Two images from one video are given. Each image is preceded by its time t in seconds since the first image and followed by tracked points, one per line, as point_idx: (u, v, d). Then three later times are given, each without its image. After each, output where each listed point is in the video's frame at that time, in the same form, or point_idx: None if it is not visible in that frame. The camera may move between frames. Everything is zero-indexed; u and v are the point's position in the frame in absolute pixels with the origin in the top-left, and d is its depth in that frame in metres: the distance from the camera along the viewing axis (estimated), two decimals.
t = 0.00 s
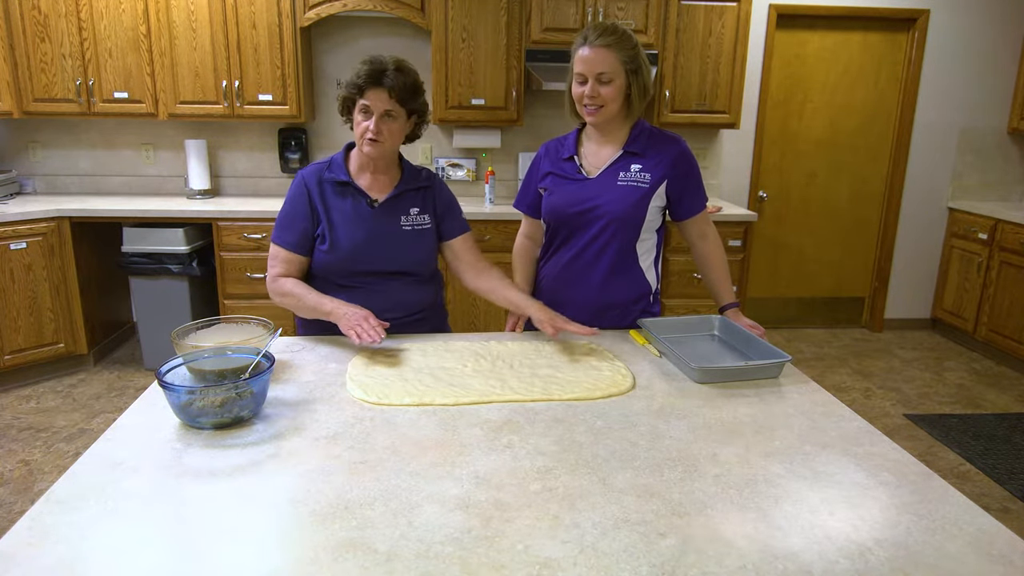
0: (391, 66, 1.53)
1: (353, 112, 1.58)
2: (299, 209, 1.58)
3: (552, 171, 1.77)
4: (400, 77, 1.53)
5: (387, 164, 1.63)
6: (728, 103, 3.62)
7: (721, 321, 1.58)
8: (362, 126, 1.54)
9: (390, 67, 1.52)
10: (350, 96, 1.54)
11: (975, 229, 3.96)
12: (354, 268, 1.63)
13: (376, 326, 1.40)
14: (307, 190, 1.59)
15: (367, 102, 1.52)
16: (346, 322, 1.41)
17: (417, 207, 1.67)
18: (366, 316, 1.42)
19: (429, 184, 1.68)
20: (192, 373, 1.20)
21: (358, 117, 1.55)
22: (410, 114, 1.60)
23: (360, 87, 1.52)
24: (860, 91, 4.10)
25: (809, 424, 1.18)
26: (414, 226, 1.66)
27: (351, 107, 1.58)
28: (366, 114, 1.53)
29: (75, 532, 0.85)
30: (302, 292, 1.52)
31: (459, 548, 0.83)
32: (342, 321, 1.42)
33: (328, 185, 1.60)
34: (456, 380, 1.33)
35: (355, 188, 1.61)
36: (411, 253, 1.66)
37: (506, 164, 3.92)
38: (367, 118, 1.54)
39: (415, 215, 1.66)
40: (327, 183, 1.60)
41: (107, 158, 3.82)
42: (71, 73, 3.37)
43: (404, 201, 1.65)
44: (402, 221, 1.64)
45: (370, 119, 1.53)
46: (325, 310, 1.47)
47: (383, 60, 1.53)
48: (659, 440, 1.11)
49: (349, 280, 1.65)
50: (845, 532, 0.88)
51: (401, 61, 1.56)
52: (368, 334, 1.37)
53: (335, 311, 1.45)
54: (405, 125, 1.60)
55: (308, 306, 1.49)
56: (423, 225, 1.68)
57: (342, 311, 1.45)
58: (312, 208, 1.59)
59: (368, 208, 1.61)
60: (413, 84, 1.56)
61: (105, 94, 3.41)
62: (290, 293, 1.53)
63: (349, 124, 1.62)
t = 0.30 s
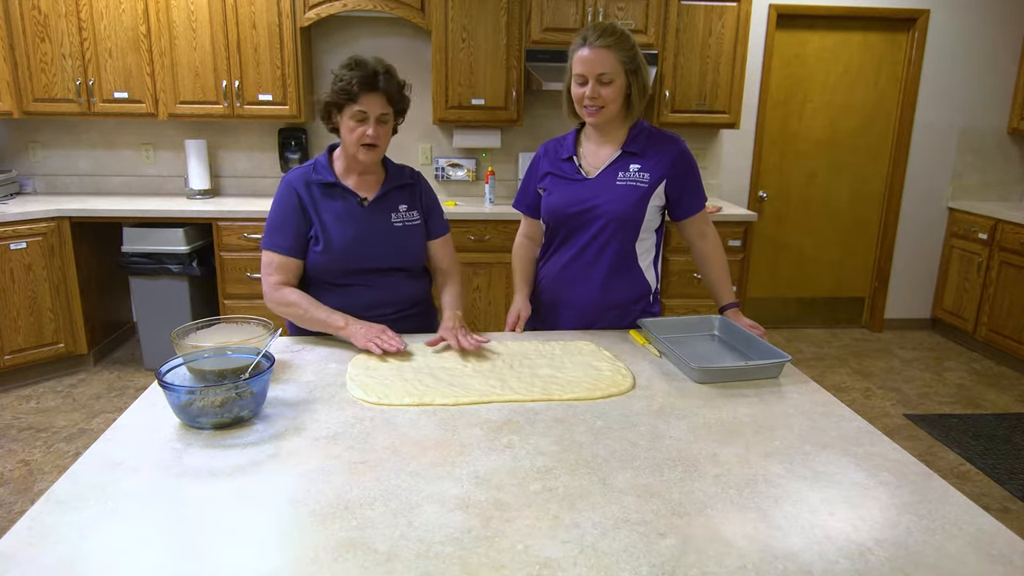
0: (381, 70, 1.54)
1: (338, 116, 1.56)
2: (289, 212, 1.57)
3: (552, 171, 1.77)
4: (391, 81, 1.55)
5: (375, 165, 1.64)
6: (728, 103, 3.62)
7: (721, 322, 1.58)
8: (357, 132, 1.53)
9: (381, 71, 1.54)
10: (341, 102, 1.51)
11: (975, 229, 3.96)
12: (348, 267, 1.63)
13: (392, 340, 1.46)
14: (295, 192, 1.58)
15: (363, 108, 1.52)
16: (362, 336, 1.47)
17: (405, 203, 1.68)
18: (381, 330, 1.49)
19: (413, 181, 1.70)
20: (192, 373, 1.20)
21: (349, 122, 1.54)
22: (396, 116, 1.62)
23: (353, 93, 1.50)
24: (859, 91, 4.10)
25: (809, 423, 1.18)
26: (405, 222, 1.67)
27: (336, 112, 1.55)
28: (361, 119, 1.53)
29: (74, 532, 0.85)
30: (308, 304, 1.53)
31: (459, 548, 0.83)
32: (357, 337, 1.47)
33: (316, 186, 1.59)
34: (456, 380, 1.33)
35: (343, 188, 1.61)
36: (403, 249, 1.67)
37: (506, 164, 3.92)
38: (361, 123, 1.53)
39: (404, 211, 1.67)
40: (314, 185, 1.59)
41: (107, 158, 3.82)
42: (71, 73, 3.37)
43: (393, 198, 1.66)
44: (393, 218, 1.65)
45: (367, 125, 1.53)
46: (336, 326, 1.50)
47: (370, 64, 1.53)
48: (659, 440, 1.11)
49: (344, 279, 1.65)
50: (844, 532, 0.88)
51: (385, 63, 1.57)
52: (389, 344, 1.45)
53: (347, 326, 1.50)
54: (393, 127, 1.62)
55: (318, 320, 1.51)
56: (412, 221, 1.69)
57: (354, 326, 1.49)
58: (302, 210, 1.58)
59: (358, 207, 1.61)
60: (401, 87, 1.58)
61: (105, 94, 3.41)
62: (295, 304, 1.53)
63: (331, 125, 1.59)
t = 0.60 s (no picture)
0: (377, 70, 1.55)
1: (334, 116, 1.55)
2: (284, 213, 1.57)
3: (550, 170, 1.77)
4: (387, 81, 1.56)
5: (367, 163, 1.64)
6: (728, 103, 3.62)
7: (721, 322, 1.58)
8: (358, 132, 1.53)
9: (378, 71, 1.55)
10: (341, 102, 1.51)
11: (975, 229, 3.96)
12: (346, 266, 1.63)
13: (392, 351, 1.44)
14: (288, 192, 1.58)
15: (364, 108, 1.52)
16: (363, 346, 1.45)
17: (399, 200, 1.68)
18: (384, 341, 1.47)
19: (404, 177, 1.70)
20: (192, 373, 1.20)
21: (348, 122, 1.53)
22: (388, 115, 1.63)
23: (354, 93, 1.50)
24: (859, 91, 4.10)
25: (809, 424, 1.18)
26: (399, 219, 1.67)
27: (331, 112, 1.54)
28: (362, 119, 1.53)
29: (74, 533, 0.85)
30: (309, 308, 1.52)
31: (459, 548, 0.83)
32: (358, 346, 1.45)
33: (308, 187, 1.59)
34: (456, 380, 1.33)
35: (336, 188, 1.61)
36: (399, 245, 1.68)
37: (505, 164, 3.92)
38: (362, 123, 1.53)
39: (398, 208, 1.68)
40: (307, 186, 1.59)
41: (107, 158, 3.81)
42: (71, 73, 3.37)
43: (386, 196, 1.66)
44: (387, 215, 1.65)
45: (368, 124, 1.53)
46: (338, 331, 1.49)
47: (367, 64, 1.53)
48: (659, 440, 1.11)
49: (341, 277, 1.65)
50: (844, 532, 0.88)
51: (377, 63, 1.58)
52: (390, 355, 1.43)
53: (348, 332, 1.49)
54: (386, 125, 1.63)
55: (321, 325, 1.50)
56: (406, 217, 1.69)
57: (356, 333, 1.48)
58: (297, 210, 1.58)
59: (351, 205, 1.61)
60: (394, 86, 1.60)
61: (105, 94, 3.41)
62: (296, 308, 1.52)
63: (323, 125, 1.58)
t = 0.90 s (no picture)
0: (381, 70, 1.56)
1: (336, 116, 1.54)
2: (283, 212, 1.57)
3: (549, 169, 1.77)
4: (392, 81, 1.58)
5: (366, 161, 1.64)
6: (728, 103, 3.62)
7: (721, 322, 1.58)
8: (363, 131, 1.53)
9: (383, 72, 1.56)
10: (346, 101, 1.51)
11: (975, 229, 3.96)
12: (345, 264, 1.63)
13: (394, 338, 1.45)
14: (286, 191, 1.58)
15: (369, 107, 1.53)
16: (365, 336, 1.45)
17: (397, 198, 1.69)
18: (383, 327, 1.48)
19: (402, 176, 1.70)
20: (192, 373, 1.20)
21: (352, 122, 1.53)
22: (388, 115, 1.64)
23: (361, 93, 1.51)
24: (859, 91, 4.10)
25: (809, 424, 1.18)
26: (397, 217, 1.68)
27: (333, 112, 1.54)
28: (367, 119, 1.53)
29: (74, 533, 0.85)
30: (311, 303, 1.51)
31: (459, 548, 0.83)
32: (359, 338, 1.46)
33: (307, 186, 1.59)
34: (456, 380, 1.33)
35: (334, 186, 1.61)
36: (398, 243, 1.68)
37: (505, 164, 3.92)
38: (366, 122, 1.54)
39: (396, 207, 1.68)
40: (305, 185, 1.59)
41: (106, 158, 3.82)
42: (71, 73, 3.37)
43: (384, 194, 1.67)
44: (385, 213, 1.66)
45: (373, 124, 1.54)
46: (336, 324, 1.48)
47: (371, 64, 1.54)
48: (659, 440, 1.11)
49: (340, 275, 1.64)
50: (844, 532, 0.88)
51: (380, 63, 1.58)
52: (392, 342, 1.44)
53: (346, 324, 1.47)
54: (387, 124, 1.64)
55: (319, 318, 1.49)
56: (405, 216, 1.70)
57: (354, 323, 1.48)
58: (296, 209, 1.58)
59: (350, 203, 1.62)
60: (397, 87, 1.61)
61: (105, 94, 3.41)
62: (297, 304, 1.51)
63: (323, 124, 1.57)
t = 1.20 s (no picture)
0: (385, 71, 1.55)
1: (338, 116, 1.55)
2: (289, 211, 1.57)
3: (549, 168, 1.77)
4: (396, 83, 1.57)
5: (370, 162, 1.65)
6: (728, 103, 3.62)
7: (721, 322, 1.57)
8: (365, 133, 1.54)
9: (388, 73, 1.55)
10: (349, 102, 1.51)
11: (975, 229, 3.96)
12: (349, 264, 1.63)
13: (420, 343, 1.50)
14: (291, 191, 1.58)
15: (372, 109, 1.53)
16: (388, 338, 1.49)
17: (401, 199, 1.68)
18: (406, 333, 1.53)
19: (406, 176, 1.70)
20: (192, 373, 1.20)
21: (354, 123, 1.53)
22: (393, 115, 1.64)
23: (364, 95, 1.51)
24: (859, 90, 4.10)
25: (808, 423, 1.18)
26: (401, 217, 1.67)
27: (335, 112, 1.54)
28: (370, 120, 1.53)
29: (74, 532, 0.85)
30: (324, 304, 1.52)
31: (459, 548, 0.83)
32: (381, 341, 1.49)
33: (311, 186, 1.59)
34: (456, 379, 1.33)
35: (339, 186, 1.61)
36: (402, 243, 1.68)
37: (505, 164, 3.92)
38: (369, 124, 1.54)
39: (400, 207, 1.68)
40: (310, 184, 1.59)
41: (106, 158, 3.82)
42: (71, 72, 3.37)
43: (388, 194, 1.66)
44: (389, 213, 1.65)
45: (375, 125, 1.54)
46: (357, 327, 1.50)
47: (374, 66, 1.54)
48: (659, 440, 1.11)
49: (344, 275, 1.65)
50: (844, 532, 0.88)
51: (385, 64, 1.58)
52: (418, 345, 1.50)
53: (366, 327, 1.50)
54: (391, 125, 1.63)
55: (336, 323, 1.51)
56: (408, 216, 1.70)
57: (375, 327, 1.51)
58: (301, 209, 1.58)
59: (353, 203, 1.61)
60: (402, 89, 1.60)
61: (105, 94, 3.41)
62: (309, 305, 1.52)
63: (327, 124, 1.57)
